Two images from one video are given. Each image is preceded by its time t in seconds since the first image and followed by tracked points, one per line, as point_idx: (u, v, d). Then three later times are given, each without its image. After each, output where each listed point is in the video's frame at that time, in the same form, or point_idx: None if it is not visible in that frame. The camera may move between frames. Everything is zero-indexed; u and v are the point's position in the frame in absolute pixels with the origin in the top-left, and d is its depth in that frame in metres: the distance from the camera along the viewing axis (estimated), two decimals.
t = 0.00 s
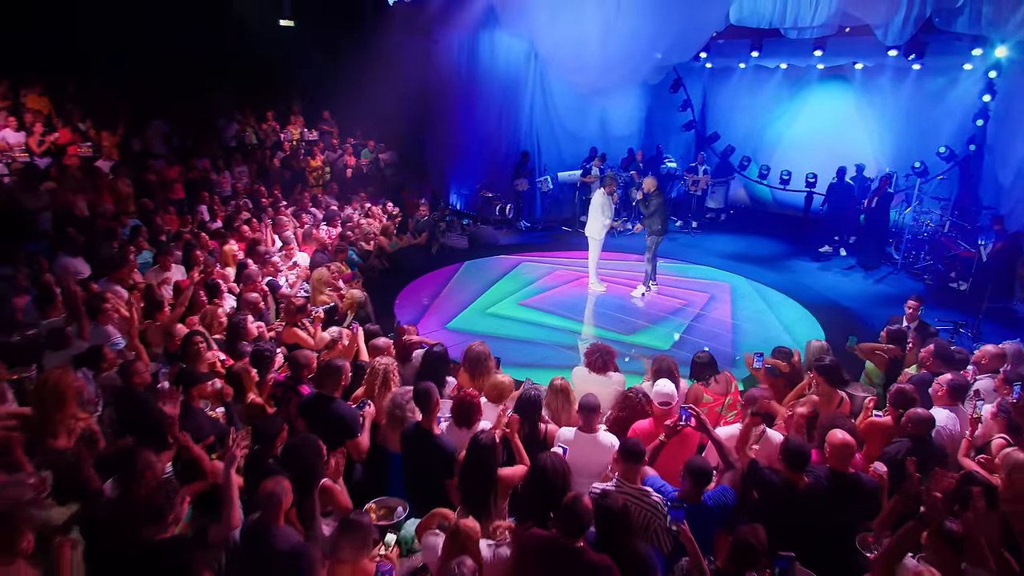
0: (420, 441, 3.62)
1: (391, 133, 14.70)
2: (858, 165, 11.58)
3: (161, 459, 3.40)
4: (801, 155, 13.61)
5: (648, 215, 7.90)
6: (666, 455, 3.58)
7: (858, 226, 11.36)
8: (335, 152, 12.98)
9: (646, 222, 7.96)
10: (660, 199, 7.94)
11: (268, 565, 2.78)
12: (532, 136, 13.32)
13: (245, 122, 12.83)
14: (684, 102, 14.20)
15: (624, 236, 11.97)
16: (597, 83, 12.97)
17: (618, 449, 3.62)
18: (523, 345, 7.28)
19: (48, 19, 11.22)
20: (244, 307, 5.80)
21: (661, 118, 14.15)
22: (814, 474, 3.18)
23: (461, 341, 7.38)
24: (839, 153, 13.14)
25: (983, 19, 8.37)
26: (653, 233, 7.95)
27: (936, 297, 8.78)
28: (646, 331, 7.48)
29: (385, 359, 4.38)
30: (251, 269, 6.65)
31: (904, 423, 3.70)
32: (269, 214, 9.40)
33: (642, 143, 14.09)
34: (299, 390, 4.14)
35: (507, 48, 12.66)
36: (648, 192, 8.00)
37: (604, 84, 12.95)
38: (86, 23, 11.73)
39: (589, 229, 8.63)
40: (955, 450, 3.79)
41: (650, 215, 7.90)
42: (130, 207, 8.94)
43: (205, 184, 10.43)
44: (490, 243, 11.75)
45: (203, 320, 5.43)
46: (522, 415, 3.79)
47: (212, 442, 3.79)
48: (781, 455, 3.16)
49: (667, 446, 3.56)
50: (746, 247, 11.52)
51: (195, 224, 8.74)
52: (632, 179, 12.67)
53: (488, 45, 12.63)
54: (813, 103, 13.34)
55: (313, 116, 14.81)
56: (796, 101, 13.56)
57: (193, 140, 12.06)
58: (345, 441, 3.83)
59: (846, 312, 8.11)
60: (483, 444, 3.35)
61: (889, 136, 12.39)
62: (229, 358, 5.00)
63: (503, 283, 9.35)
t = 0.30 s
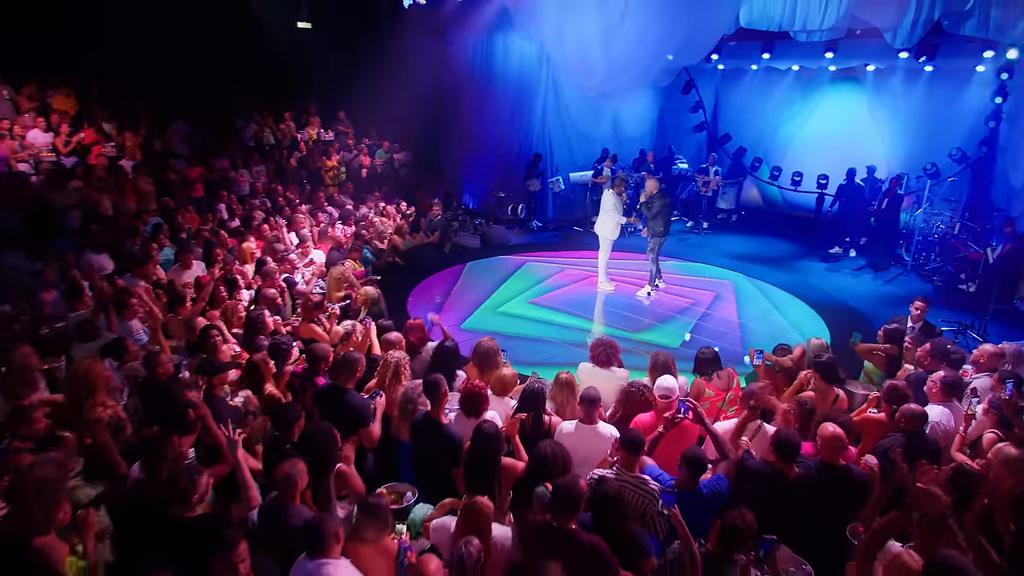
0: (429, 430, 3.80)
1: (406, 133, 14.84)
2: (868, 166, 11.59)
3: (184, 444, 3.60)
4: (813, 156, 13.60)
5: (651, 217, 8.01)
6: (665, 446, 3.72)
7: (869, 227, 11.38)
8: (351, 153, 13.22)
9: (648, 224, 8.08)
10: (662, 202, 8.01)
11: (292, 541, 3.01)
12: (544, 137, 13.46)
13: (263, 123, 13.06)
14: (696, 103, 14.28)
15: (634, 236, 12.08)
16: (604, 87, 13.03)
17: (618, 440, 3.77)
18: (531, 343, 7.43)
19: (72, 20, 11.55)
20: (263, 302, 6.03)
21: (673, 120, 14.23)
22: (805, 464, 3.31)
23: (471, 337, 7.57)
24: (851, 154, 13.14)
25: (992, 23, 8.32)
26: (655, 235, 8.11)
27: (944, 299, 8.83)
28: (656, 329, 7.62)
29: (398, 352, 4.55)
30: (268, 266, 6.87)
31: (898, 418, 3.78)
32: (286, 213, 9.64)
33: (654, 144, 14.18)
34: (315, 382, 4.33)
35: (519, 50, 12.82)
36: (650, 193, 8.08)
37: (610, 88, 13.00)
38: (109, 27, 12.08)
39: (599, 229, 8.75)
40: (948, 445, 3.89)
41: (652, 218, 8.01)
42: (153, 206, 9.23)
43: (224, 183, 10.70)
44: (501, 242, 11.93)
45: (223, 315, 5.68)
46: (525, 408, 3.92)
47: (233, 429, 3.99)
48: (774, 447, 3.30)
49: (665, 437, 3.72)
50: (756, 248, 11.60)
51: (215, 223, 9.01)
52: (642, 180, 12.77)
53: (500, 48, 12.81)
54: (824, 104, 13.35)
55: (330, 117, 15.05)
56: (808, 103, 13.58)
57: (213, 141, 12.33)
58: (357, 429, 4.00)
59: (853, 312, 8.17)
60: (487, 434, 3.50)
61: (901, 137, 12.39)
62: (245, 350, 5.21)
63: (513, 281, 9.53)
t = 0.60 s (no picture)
0: (437, 422, 3.96)
1: (420, 134, 15.07)
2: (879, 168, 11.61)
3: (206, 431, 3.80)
4: (824, 158, 13.63)
5: (653, 218, 8.15)
6: (664, 438, 3.87)
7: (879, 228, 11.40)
8: (365, 153, 13.44)
9: (651, 224, 8.23)
10: (664, 202, 8.15)
11: (307, 527, 3.16)
12: (555, 138, 13.59)
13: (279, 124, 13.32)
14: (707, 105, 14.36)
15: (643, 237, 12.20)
16: (612, 90, 13.19)
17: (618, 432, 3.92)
18: (540, 341, 7.58)
19: (72, 20, 11.40)
20: (280, 299, 6.24)
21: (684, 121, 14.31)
22: (797, 457, 3.45)
23: (480, 335, 7.75)
24: (862, 155, 13.15)
25: (1000, 27, 8.33)
26: (657, 235, 8.25)
27: (952, 300, 8.87)
28: (663, 327, 7.75)
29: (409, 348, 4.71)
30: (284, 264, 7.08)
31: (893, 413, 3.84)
32: (301, 212, 9.85)
33: (665, 146, 14.27)
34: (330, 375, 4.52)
35: (531, 52, 12.99)
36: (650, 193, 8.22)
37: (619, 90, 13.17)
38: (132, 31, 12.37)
39: (609, 229, 8.89)
40: (941, 440, 4.00)
41: (654, 218, 8.16)
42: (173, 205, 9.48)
43: (241, 183, 10.94)
44: (512, 242, 12.10)
45: (241, 311, 5.91)
46: (528, 401, 4.08)
47: (252, 418, 4.21)
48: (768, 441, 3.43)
49: (665, 429, 3.87)
50: (765, 249, 11.67)
51: (233, 222, 9.24)
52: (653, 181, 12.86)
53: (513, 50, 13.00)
54: (836, 106, 13.38)
55: (345, 118, 15.30)
56: (819, 105, 13.61)
57: (231, 142, 12.59)
58: (368, 419, 4.20)
59: (858, 313, 8.24)
60: (492, 424, 3.64)
61: (912, 139, 12.40)
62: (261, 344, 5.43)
63: (522, 281, 9.70)
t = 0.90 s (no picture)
0: (444, 414, 4.12)
1: (433, 135, 15.35)
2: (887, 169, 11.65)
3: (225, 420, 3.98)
4: (834, 159, 13.68)
5: (658, 217, 8.30)
6: (661, 431, 4.02)
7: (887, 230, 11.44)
8: (378, 155, 13.67)
9: (656, 224, 8.37)
10: (668, 201, 8.29)
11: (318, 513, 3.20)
12: (565, 139, 13.73)
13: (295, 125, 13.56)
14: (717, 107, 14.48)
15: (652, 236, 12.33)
16: (618, 93, 13.29)
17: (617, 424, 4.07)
18: (548, 339, 7.75)
19: (72, 20, 11.32)
20: (295, 296, 6.46)
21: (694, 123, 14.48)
22: (790, 450, 3.58)
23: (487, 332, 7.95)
24: (871, 157, 13.19)
25: (1006, 31, 8.54)
26: (662, 234, 8.40)
27: (957, 301, 8.93)
28: (670, 326, 7.89)
29: (418, 345, 4.87)
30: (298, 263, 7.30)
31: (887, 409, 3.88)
32: (316, 212, 10.07)
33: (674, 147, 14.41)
34: (342, 368, 4.70)
35: (541, 55, 13.19)
36: (655, 192, 8.33)
37: (626, 93, 13.29)
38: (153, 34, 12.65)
39: (616, 230, 9.02)
40: (934, 435, 4.08)
41: (659, 217, 8.31)
42: (191, 205, 9.73)
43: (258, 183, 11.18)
44: (522, 242, 12.27)
45: (257, 308, 6.12)
46: (531, 395, 4.24)
47: (269, 408, 4.41)
48: (761, 434, 3.57)
49: (664, 422, 4.03)
50: (773, 250, 11.74)
51: (249, 221, 9.48)
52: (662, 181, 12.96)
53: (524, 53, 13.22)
54: (845, 108, 13.43)
55: (359, 120, 15.55)
56: (829, 107, 13.66)
57: (248, 143, 12.87)
58: (379, 411, 4.38)
59: (863, 313, 8.33)
60: (497, 416, 3.78)
61: (922, 141, 12.44)
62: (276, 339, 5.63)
63: (530, 280, 9.86)
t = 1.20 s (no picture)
0: (451, 407, 4.29)
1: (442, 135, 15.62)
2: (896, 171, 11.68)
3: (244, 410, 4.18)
4: (842, 160, 13.74)
5: (663, 217, 8.43)
6: (659, 424, 4.16)
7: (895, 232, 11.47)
8: (390, 155, 13.88)
9: (663, 224, 8.48)
10: (675, 202, 8.41)
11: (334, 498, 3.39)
12: (575, 140, 13.88)
13: (309, 126, 13.81)
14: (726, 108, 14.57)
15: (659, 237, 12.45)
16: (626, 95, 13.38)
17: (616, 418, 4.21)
18: (556, 338, 7.89)
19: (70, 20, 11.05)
20: (308, 293, 6.66)
21: (703, 124, 14.60)
22: (783, 445, 3.69)
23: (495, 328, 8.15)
24: (881, 159, 13.22)
25: (1011, 33, 8.75)
26: (669, 234, 8.52)
27: (963, 303, 8.97)
28: (675, 326, 8.00)
29: (426, 341, 5.04)
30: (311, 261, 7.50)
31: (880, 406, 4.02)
32: (330, 211, 10.29)
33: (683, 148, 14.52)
34: (354, 362, 4.89)
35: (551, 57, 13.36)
36: (662, 193, 8.46)
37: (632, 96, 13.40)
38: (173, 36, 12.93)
39: (624, 230, 9.13)
40: (926, 431, 4.21)
41: (665, 217, 8.44)
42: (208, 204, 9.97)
43: (272, 183, 11.40)
44: (531, 242, 12.43)
45: (272, 304, 6.32)
46: (535, 389, 4.40)
47: (283, 400, 4.60)
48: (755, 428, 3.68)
49: (662, 415, 4.17)
50: (781, 251, 11.81)
51: (265, 220, 9.70)
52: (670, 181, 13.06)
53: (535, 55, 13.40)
54: (855, 110, 13.47)
55: (371, 120, 15.80)
56: (838, 108, 13.71)
57: (263, 143, 13.13)
58: (388, 403, 4.56)
59: (867, 313, 8.41)
60: (500, 407, 3.94)
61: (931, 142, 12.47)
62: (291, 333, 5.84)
63: (538, 280, 10.02)
